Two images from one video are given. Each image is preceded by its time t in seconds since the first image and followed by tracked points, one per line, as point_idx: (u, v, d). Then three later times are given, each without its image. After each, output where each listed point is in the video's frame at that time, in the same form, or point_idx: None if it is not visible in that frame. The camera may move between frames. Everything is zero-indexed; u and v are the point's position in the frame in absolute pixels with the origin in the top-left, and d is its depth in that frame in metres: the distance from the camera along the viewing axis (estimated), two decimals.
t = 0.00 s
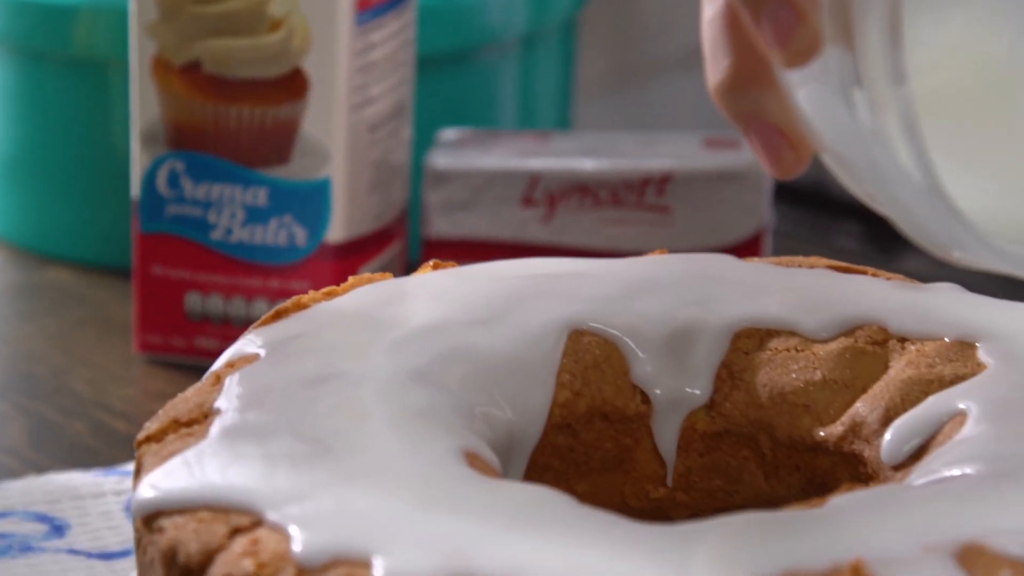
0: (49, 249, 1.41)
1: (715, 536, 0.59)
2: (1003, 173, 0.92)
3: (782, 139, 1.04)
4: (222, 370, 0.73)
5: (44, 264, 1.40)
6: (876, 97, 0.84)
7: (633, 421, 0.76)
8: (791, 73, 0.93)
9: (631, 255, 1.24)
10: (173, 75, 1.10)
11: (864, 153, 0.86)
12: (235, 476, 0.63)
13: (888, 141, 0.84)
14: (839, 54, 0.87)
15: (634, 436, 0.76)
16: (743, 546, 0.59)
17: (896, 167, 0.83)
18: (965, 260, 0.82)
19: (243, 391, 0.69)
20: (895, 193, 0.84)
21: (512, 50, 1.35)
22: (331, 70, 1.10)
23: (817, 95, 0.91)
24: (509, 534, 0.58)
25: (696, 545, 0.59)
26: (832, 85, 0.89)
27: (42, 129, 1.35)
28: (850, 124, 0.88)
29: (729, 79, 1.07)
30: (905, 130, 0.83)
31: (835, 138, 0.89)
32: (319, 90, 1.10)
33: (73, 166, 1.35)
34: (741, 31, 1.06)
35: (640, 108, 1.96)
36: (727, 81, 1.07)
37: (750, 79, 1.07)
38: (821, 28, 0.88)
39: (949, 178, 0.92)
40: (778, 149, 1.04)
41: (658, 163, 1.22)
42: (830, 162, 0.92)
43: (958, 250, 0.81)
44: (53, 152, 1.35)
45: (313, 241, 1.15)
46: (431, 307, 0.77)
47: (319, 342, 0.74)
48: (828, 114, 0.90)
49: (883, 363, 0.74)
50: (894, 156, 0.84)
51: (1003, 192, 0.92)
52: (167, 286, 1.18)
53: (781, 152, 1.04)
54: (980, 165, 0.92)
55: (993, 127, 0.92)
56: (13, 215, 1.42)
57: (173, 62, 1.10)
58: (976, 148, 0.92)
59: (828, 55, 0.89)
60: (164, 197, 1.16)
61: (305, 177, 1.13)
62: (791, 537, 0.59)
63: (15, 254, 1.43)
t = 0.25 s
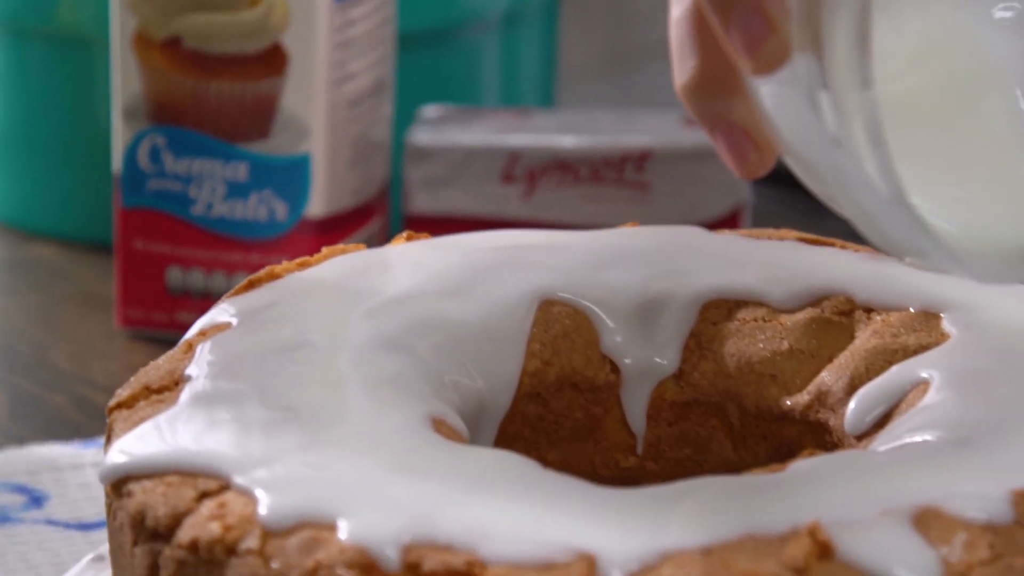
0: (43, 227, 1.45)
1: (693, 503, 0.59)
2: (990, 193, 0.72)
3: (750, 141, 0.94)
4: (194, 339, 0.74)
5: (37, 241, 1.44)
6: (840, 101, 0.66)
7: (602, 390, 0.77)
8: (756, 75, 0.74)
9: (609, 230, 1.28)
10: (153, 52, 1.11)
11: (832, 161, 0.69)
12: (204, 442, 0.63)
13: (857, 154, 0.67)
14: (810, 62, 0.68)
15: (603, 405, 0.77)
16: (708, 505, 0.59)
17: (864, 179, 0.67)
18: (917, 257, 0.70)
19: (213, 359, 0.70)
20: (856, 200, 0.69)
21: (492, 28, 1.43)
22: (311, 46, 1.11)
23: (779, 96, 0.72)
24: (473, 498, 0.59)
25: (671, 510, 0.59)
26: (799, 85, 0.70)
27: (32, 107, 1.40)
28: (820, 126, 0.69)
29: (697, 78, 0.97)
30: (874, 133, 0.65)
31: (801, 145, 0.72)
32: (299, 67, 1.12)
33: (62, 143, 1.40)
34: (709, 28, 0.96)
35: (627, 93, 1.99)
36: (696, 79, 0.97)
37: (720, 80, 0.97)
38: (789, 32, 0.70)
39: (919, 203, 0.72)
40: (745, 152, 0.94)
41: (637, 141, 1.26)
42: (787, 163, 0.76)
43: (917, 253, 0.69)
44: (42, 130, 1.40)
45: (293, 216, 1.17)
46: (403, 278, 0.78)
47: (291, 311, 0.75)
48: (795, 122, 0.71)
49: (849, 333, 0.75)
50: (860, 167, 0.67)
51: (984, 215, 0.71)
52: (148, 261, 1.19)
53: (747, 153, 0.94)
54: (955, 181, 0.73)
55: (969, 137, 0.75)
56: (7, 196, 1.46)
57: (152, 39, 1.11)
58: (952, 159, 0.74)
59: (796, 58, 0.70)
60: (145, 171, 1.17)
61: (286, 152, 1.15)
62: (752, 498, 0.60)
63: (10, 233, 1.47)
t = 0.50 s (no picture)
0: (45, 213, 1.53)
1: (666, 477, 0.60)
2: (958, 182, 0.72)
3: (721, 125, 0.93)
4: (169, 311, 0.75)
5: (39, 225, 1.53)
6: (810, 81, 0.61)
7: (574, 362, 0.79)
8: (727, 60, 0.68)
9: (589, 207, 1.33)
10: (136, 30, 1.17)
11: (802, 144, 0.64)
12: (178, 411, 0.64)
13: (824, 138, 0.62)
14: (781, 47, 0.62)
15: (575, 377, 0.79)
16: (672, 474, 0.60)
17: (831, 161, 0.62)
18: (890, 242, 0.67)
19: (187, 330, 0.71)
20: (822, 180, 0.65)
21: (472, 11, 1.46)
22: (290, 25, 1.17)
23: (750, 78, 0.66)
24: (441, 464, 0.60)
25: (637, 476, 0.60)
26: (769, 66, 0.64)
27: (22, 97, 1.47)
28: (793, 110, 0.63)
29: (669, 61, 0.95)
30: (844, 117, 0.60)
31: (770, 125, 0.66)
32: (280, 45, 1.17)
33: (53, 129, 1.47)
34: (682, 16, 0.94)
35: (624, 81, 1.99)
36: (668, 62, 0.95)
37: (693, 61, 0.95)
38: (760, 16, 0.63)
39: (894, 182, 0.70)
40: (716, 135, 0.94)
41: (616, 121, 1.31)
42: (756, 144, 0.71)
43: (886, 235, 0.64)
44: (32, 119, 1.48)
45: (274, 194, 1.23)
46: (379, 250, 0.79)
47: (267, 283, 0.76)
48: (767, 104, 0.66)
49: (817, 307, 0.76)
50: (831, 152, 0.62)
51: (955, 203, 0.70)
52: (132, 235, 1.26)
53: (717, 136, 0.94)
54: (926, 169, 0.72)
55: (935, 128, 0.75)
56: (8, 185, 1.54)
57: (135, 18, 1.16)
58: (922, 146, 0.73)
59: (767, 40, 0.63)
60: (128, 149, 1.22)
61: (267, 131, 1.21)
62: (716, 468, 0.61)
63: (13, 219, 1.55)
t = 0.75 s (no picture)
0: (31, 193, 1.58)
1: (640, 453, 0.60)
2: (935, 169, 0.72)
3: (699, 108, 0.89)
4: (148, 287, 0.76)
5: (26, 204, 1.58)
6: (786, 64, 0.58)
7: (549, 338, 0.80)
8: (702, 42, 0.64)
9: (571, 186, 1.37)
10: (120, 11, 1.19)
11: (777, 128, 0.61)
12: (155, 384, 0.65)
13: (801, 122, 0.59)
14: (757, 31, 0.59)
15: (551, 352, 0.81)
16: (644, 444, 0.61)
17: (808, 145, 0.59)
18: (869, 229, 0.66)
19: (165, 305, 0.72)
20: (799, 163, 0.62)
21: None
22: (273, 7, 1.20)
23: (726, 59, 0.63)
24: (413, 436, 0.61)
25: (607, 445, 0.61)
26: (744, 48, 0.60)
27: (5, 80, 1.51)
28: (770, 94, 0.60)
29: (645, 43, 0.91)
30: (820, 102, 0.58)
31: (743, 106, 0.64)
32: (262, 27, 1.20)
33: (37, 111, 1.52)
34: None
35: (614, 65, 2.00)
36: (644, 44, 0.91)
37: (670, 44, 0.91)
38: None
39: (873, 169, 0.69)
40: (692, 119, 0.90)
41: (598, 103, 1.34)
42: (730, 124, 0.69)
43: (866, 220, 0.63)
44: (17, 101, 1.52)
45: (257, 175, 1.26)
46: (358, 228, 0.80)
47: (245, 259, 0.77)
48: (742, 88, 0.63)
49: (790, 283, 0.77)
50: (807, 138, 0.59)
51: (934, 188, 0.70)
52: (117, 216, 1.29)
53: (694, 120, 0.90)
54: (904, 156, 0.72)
55: (909, 116, 0.75)
56: None
57: None
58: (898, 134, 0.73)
59: (743, 24, 0.60)
60: (113, 130, 1.25)
61: (250, 112, 1.24)
62: (688, 443, 0.61)
63: (1, 197, 1.61)
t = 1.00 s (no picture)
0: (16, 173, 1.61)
1: (612, 427, 0.61)
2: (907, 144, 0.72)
3: (667, 83, 0.88)
4: (131, 266, 0.77)
5: (11, 186, 1.61)
6: (753, 41, 0.59)
7: (529, 317, 0.82)
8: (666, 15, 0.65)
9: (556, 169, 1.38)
10: None
11: (747, 104, 0.61)
12: (137, 360, 0.66)
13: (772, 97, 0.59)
14: (724, 5, 0.60)
15: (530, 331, 0.83)
16: (620, 422, 0.62)
17: (779, 121, 0.60)
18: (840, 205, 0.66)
19: (147, 284, 0.73)
20: (768, 140, 0.62)
21: None
22: None
23: (693, 36, 0.63)
24: (390, 411, 0.62)
25: (581, 420, 0.62)
26: (712, 24, 0.62)
27: None
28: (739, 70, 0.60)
29: (615, 17, 0.87)
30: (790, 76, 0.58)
31: (711, 84, 0.64)
32: (247, 11, 1.21)
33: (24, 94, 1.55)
34: None
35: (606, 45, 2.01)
36: (613, 17, 0.87)
37: (641, 20, 0.87)
38: None
39: (843, 145, 0.70)
40: (661, 93, 0.88)
41: (583, 87, 1.36)
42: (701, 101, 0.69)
43: (835, 194, 0.63)
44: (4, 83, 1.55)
45: (244, 158, 1.28)
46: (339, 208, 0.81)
47: (227, 239, 0.78)
48: (711, 66, 0.63)
49: (765, 263, 0.79)
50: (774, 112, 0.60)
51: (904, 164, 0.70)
52: (105, 199, 1.30)
53: (663, 95, 0.88)
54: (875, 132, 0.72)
55: (881, 94, 0.75)
56: None
57: None
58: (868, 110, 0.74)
59: None
60: (100, 113, 1.27)
61: (237, 95, 1.25)
62: (660, 420, 0.62)
63: None
